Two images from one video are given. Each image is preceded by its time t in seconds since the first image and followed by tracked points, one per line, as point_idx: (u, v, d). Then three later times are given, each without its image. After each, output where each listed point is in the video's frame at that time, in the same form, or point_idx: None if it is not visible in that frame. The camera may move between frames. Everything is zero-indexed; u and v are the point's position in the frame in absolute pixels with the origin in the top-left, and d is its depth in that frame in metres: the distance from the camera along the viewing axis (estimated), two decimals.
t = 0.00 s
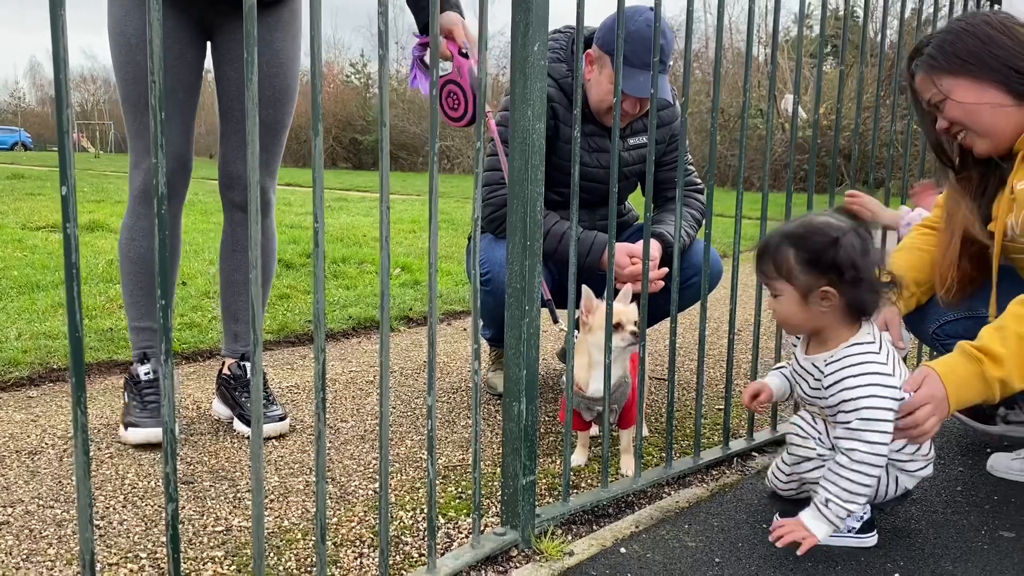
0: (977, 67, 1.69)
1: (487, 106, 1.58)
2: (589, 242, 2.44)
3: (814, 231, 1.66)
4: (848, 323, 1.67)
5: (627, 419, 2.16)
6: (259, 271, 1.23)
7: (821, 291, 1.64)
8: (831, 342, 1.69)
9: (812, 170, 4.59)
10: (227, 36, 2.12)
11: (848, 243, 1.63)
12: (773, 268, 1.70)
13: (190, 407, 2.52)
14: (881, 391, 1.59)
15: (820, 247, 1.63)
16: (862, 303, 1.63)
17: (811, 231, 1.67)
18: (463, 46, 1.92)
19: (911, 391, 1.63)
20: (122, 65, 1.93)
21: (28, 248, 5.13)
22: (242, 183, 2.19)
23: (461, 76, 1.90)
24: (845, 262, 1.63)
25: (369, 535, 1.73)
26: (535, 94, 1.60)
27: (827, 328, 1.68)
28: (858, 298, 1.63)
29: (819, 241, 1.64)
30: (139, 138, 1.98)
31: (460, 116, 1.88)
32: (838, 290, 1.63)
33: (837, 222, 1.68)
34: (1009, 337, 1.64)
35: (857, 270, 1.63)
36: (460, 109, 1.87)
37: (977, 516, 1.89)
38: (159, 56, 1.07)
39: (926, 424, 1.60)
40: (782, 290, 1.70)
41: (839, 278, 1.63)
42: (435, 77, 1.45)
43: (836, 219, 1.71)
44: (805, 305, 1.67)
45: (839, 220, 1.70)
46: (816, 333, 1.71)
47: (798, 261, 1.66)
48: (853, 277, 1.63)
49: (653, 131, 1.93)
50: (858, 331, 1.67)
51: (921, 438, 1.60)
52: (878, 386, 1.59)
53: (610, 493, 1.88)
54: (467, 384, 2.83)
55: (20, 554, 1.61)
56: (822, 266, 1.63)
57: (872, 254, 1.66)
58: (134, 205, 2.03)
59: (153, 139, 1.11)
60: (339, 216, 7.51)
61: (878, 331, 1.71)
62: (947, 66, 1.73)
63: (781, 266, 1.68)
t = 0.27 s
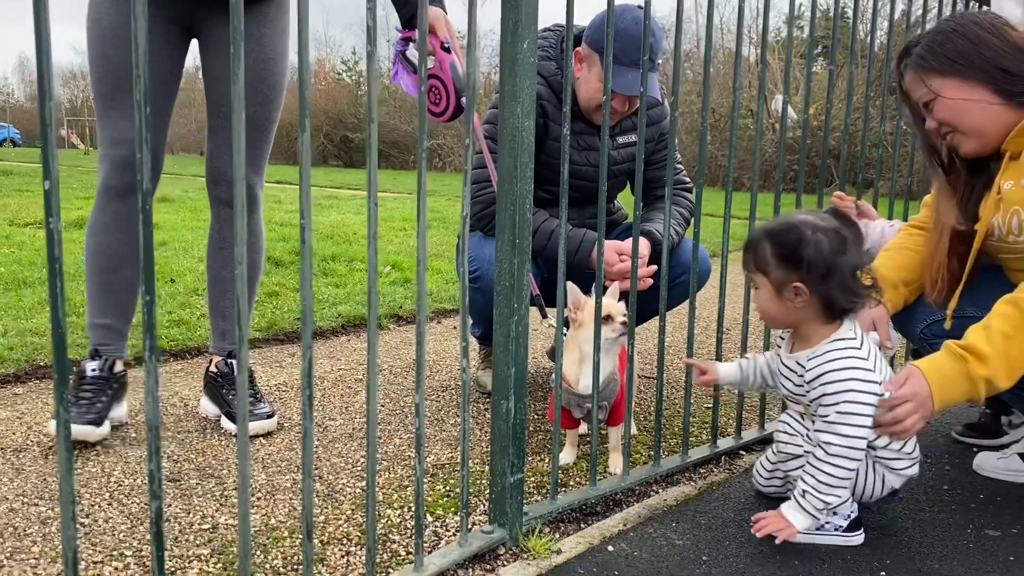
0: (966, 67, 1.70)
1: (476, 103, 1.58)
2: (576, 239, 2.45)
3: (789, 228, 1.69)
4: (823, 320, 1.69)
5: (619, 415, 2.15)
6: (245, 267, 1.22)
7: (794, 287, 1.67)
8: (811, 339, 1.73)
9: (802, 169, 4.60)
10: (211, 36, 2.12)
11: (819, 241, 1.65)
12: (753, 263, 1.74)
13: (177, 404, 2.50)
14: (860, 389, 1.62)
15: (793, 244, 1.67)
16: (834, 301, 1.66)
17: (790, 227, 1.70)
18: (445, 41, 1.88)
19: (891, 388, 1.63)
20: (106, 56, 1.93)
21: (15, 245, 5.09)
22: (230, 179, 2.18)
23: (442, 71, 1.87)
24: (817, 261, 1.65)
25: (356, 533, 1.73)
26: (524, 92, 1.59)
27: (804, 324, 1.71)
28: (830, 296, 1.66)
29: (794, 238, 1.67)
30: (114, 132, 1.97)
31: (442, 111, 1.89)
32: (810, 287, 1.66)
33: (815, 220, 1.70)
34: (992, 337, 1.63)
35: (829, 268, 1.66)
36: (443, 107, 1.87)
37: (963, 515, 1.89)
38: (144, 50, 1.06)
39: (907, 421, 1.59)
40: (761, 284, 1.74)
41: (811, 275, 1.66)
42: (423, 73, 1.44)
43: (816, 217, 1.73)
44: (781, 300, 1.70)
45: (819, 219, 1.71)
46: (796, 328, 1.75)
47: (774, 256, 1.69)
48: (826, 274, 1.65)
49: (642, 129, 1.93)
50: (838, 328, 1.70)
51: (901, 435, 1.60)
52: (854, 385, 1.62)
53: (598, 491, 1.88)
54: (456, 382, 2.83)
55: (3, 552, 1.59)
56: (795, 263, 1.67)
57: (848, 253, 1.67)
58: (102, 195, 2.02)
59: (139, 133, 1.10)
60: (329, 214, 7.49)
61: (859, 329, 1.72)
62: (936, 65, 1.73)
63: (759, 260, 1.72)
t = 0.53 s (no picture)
0: (953, 69, 1.71)
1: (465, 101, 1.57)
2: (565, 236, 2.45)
3: (762, 227, 1.70)
4: (799, 316, 1.70)
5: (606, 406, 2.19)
6: (231, 265, 1.22)
7: (768, 284, 1.68)
8: (790, 336, 1.74)
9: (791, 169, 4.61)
10: (187, 32, 2.09)
11: (791, 238, 1.66)
12: (728, 262, 1.75)
13: (165, 403, 2.49)
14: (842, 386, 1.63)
15: (765, 242, 1.67)
16: (808, 297, 1.66)
17: (763, 226, 1.71)
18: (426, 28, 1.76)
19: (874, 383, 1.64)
20: (85, 61, 1.91)
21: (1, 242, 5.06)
22: (217, 176, 2.17)
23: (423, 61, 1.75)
24: (790, 258, 1.66)
25: (343, 531, 1.72)
26: (513, 90, 1.59)
27: (781, 321, 1.72)
28: (804, 292, 1.66)
29: (767, 237, 1.68)
30: (90, 132, 1.96)
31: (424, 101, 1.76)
32: (784, 284, 1.67)
33: (787, 218, 1.71)
34: (977, 336, 1.64)
35: (802, 265, 1.66)
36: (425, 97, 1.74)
37: (948, 513, 1.91)
38: (129, 47, 1.06)
39: (888, 415, 1.61)
40: (736, 283, 1.74)
41: (785, 272, 1.67)
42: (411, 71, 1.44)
43: (789, 216, 1.74)
44: (756, 297, 1.71)
45: (792, 218, 1.72)
46: (774, 326, 1.75)
47: (748, 255, 1.70)
48: (800, 271, 1.66)
49: (631, 128, 1.94)
50: (816, 323, 1.71)
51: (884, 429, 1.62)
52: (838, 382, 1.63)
53: (586, 489, 1.88)
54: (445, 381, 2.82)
55: None
56: (769, 261, 1.67)
57: (821, 250, 1.68)
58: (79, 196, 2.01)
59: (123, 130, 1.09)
60: (319, 212, 7.47)
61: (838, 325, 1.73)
62: (923, 66, 1.74)
63: (733, 259, 1.73)
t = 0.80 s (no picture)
0: (942, 67, 1.71)
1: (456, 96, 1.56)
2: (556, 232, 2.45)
3: (749, 223, 1.70)
4: (787, 313, 1.70)
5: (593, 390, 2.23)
6: (221, 261, 1.21)
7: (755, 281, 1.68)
8: (779, 331, 1.74)
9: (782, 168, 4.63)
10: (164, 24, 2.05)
11: (778, 236, 1.66)
12: (716, 258, 1.75)
13: (154, 399, 2.48)
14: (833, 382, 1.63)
15: (751, 239, 1.68)
16: (795, 293, 1.66)
17: (751, 222, 1.71)
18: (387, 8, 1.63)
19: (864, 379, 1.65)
20: (47, 58, 1.87)
21: None
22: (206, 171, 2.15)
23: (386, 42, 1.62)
24: (777, 255, 1.66)
25: (334, 528, 1.72)
26: (504, 86, 1.59)
27: (769, 317, 1.72)
28: (791, 289, 1.66)
29: (754, 233, 1.68)
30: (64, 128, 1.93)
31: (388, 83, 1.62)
32: (771, 281, 1.67)
33: (775, 214, 1.71)
34: (965, 332, 1.65)
35: (790, 262, 1.66)
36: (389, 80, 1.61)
37: (937, 509, 1.91)
38: (117, 39, 1.05)
39: (878, 411, 1.61)
40: (724, 280, 1.75)
41: (772, 269, 1.67)
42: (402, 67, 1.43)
43: (777, 211, 1.74)
44: (744, 294, 1.71)
45: (780, 213, 1.72)
46: (762, 322, 1.76)
47: (736, 252, 1.70)
48: (787, 268, 1.66)
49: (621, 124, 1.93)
50: (805, 319, 1.72)
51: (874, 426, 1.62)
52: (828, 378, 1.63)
53: (577, 486, 1.88)
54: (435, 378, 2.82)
55: None
56: (756, 257, 1.68)
57: (809, 246, 1.68)
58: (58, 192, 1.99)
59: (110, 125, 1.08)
60: (310, 209, 7.44)
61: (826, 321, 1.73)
62: (912, 65, 1.74)
63: (721, 256, 1.73)
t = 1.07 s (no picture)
0: (935, 65, 1.71)
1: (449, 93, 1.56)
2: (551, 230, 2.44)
3: (743, 221, 1.70)
4: (781, 311, 1.70)
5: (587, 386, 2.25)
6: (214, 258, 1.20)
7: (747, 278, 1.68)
8: (774, 330, 1.73)
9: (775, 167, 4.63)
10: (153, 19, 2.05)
11: (770, 233, 1.66)
12: (712, 256, 1.76)
13: (145, 398, 2.47)
14: (830, 379, 1.62)
15: (744, 237, 1.68)
16: (788, 291, 1.66)
17: (745, 220, 1.71)
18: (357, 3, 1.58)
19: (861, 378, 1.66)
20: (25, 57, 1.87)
21: None
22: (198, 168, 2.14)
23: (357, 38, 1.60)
24: (770, 252, 1.66)
25: (327, 527, 1.71)
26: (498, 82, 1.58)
27: (763, 316, 1.72)
28: (784, 287, 1.66)
29: (747, 231, 1.68)
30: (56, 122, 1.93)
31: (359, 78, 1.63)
32: (763, 279, 1.67)
33: (769, 212, 1.71)
34: (958, 330, 1.65)
35: (783, 259, 1.66)
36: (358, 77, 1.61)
37: (930, 507, 1.92)
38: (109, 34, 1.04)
39: (874, 410, 1.62)
40: (719, 277, 1.75)
41: (765, 267, 1.67)
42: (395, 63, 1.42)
43: (773, 210, 1.74)
44: (737, 291, 1.72)
45: (775, 211, 1.72)
46: (757, 321, 1.76)
47: (729, 249, 1.71)
48: (780, 265, 1.66)
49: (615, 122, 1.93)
50: (800, 317, 1.71)
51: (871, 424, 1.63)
52: (824, 375, 1.63)
53: (570, 483, 1.88)
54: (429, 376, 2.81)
55: None
56: (749, 255, 1.68)
57: (804, 244, 1.67)
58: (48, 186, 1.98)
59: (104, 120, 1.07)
60: (302, 206, 7.42)
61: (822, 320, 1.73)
62: (905, 63, 1.74)
63: (715, 253, 1.74)
